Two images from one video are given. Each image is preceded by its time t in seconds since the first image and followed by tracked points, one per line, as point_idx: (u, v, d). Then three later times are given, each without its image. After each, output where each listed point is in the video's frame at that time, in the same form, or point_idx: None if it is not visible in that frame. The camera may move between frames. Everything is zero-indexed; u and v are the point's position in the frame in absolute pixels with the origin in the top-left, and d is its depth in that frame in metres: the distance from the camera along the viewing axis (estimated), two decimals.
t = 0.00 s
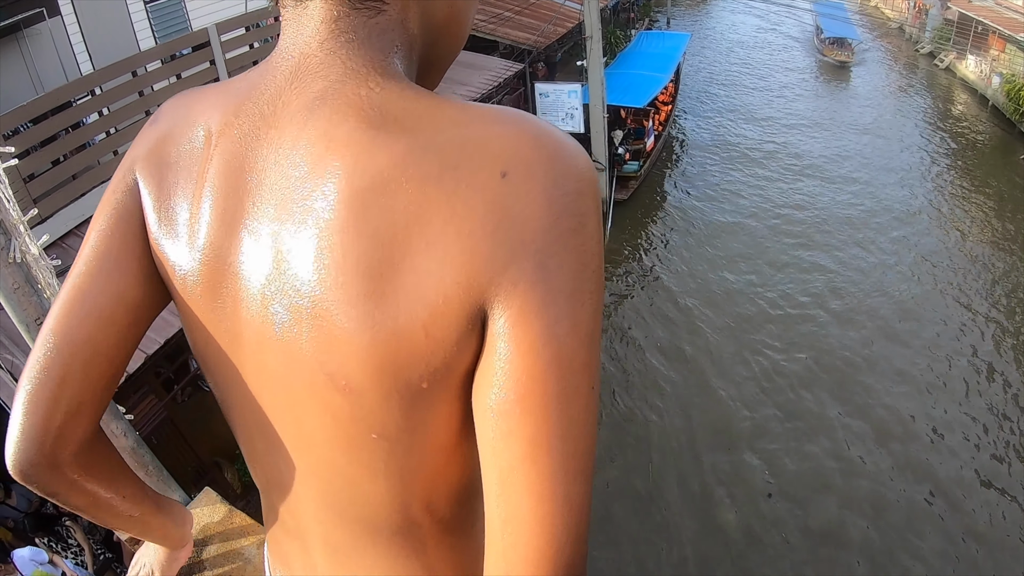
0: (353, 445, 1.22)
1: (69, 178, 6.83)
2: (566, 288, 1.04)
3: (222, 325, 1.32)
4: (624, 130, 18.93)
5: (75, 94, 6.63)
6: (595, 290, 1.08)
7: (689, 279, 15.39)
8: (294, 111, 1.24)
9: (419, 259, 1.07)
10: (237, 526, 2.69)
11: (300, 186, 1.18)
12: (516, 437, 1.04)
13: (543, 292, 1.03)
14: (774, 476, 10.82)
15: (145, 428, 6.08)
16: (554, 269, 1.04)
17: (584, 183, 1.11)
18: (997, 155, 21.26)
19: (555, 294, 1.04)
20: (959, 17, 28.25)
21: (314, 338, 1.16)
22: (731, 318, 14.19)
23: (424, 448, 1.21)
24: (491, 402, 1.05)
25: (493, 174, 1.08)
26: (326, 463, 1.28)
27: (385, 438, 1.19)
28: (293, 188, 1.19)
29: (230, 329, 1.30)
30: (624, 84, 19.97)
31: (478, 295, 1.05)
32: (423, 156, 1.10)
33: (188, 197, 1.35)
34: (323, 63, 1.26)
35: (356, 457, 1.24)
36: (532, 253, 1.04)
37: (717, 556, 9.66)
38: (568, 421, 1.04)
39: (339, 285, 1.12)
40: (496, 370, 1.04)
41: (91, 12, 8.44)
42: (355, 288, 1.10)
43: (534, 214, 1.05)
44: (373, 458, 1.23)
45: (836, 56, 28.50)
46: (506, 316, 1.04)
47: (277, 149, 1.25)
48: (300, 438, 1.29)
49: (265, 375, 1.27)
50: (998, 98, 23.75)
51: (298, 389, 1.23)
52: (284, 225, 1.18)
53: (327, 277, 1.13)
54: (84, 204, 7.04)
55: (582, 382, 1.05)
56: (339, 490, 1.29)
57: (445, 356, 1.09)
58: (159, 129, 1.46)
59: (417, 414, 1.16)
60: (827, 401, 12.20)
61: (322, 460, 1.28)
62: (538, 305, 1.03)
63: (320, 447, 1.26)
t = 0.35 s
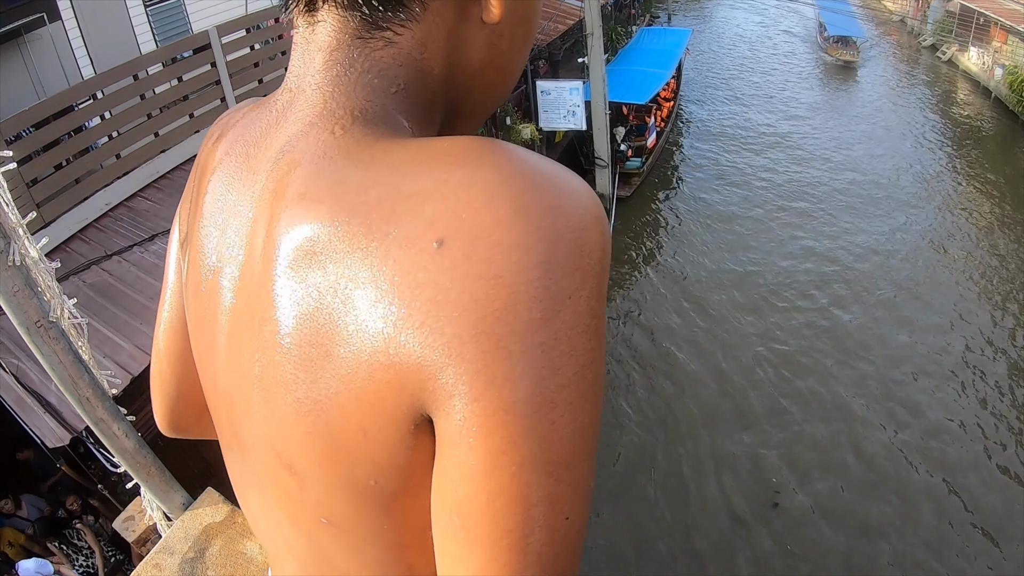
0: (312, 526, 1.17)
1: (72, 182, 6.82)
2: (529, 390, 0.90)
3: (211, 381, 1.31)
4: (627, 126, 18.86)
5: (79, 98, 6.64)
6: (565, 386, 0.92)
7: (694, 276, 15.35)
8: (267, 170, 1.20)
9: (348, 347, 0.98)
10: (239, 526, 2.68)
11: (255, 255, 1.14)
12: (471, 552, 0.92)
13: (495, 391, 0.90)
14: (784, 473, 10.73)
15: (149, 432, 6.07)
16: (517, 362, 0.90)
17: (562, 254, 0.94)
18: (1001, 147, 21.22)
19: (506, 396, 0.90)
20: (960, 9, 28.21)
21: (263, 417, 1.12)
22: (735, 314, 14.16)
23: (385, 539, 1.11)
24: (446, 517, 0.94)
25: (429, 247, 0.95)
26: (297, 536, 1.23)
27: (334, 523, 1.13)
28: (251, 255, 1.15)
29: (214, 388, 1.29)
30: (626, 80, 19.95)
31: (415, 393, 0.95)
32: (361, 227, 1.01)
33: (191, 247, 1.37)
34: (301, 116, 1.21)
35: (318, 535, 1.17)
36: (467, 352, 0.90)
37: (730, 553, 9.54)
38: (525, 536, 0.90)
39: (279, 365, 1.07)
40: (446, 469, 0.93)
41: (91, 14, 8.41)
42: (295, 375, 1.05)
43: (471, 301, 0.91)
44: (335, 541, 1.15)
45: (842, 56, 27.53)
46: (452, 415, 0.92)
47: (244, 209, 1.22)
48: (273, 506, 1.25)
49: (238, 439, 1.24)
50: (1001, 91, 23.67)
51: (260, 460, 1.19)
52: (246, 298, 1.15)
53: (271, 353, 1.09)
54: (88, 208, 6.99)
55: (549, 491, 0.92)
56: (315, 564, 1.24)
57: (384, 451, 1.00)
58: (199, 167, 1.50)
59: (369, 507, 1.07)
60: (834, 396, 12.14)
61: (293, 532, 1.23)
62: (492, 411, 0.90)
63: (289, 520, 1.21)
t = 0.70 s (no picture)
0: (379, 493, 1.18)
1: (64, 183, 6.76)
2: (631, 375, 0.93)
3: (277, 337, 1.31)
4: (621, 127, 18.85)
5: (71, 99, 6.58)
6: (660, 386, 0.95)
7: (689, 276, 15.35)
8: (371, 140, 1.22)
9: (465, 317, 1.00)
10: (227, 535, 2.68)
11: (361, 221, 1.16)
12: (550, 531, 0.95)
13: (609, 373, 0.94)
14: (785, 473, 10.66)
15: (133, 444, 6.00)
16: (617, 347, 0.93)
17: (670, 258, 0.98)
18: (995, 146, 21.28)
19: (616, 381, 0.94)
20: (955, 9, 28.28)
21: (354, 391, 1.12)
22: (731, 314, 14.18)
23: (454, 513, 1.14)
24: (541, 494, 0.97)
25: (555, 236, 0.98)
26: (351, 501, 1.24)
27: (405, 486, 1.13)
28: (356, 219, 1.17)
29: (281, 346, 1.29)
30: (620, 80, 19.95)
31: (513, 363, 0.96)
32: (482, 196, 1.04)
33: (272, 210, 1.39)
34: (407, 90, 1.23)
35: (382, 505, 1.18)
36: (582, 333, 0.94)
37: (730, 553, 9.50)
38: (618, 520, 0.95)
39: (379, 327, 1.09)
40: (549, 448, 0.96)
41: (83, 13, 8.33)
42: (395, 343, 1.05)
43: (591, 290, 0.94)
44: (404, 511, 1.17)
45: (841, 62, 27.02)
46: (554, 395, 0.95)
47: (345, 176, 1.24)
48: (329, 466, 1.25)
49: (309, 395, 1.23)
50: (995, 91, 23.74)
51: (331, 422, 1.19)
52: (345, 259, 1.16)
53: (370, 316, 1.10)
54: (81, 209, 6.92)
55: (638, 484, 0.95)
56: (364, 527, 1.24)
57: (479, 425, 1.01)
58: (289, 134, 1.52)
59: (450, 477, 1.09)
60: (830, 396, 12.15)
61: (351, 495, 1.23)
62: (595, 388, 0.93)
63: (349, 485, 1.22)
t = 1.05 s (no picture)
0: (380, 491, 1.17)
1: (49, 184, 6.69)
2: (649, 341, 1.07)
3: (259, 339, 1.29)
4: (608, 125, 18.87)
5: (55, 99, 6.52)
6: (673, 347, 1.09)
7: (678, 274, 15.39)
8: (378, 144, 1.27)
9: (492, 290, 1.09)
10: (213, 538, 2.65)
11: (371, 221, 1.20)
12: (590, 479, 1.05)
13: (630, 337, 1.07)
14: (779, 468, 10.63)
15: (118, 447, 5.95)
16: (633, 320, 1.07)
17: (667, 247, 1.11)
18: (980, 144, 21.47)
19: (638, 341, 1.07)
20: (940, 9, 28.52)
21: (362, 386, 1.14)
22: (719, 311, 14.24)
23: (459, 503, 1.17)
24: (577, 450, 1.07)
25: (581, 212, 1.11)
26: (340, 507, 1.22)
27: (417, 477, 1.15)
28: (364, 218, 1.20)
29: (266, 349, 1.27)
30: (607, 79, 19.98)
31: (540, 339, 1.07)
32: (501, 196, 1.13)
33: (254, 214, 1.41)
34: (411, 101, 1.30)
35: (380, 503, 1.18)
36: (608, 300, 1.07)
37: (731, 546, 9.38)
38: (653, 473, 1.05)
39: (397, 318, 1.12)
40: (579, 408, 1.07)
41: (67, 12, 8.23)
42: (419, 329, 1.10)
43: (616, 261, 1.08)
44: (406, 508, 1.17)
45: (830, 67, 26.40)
46: (581, 360, 1.07)
47: (349, 179, 1.27)
48: (318, 469, 1.22)
49: (298, 395, 1.22)
50: (980, 88, 23.97)
51: (326, 420, 1.19)
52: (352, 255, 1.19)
53: (387, 308, 1.13)
54: (66, 210, 6.86)
55: (662, 435, 1.07)
56: (354, 531, 1.22)
57: (508, 401, 1.10)
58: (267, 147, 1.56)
59: (465, 461, 1.14)
60: (820, 391, 12.21)
61: (341, 499, 1.21)
62: (618, 353, 1.07)
63: (341, 487, 1.20)
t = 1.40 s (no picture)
0: (419, 404, 1.20)
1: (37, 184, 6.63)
2: (640, 277, 1.22)
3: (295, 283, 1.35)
4: (597, 123, 18.89)
5: (43, 98, 6.45)
6: (653, 286, 1.24)
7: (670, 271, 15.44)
8: (406, 121, 1.39)
9: (513, 226, 1.22)
10: (201, 538, 2.64)
11: (411, 175, 1.31)
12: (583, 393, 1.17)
13: (626, 271, 1.22)
14: (773, 466, 10.66)
15: (107, 451, 5.89)
16: (626, 257, 1.23)
17: (646, 204, 1.29)
18: (969, 142, 21.68)
19: (630, 277, 1.22)
20: (929, 7, 28.79)
21: (399, 314, 1.22)
22: (712, 307, 14.28)
23: (489, 419, 1.22)
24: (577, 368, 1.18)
25: (582, 172, 1.27)
26: (374, 430, 1.22)
27: (460, 385, 1.20)
28: (404, 173, 1.32)
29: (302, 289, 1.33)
30: (598, 77, 19.99)
31: (560, 267, 1.21)
32: (526, 153, 1.27)
33: (278, 193, 1.51)
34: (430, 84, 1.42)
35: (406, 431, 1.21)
36: (608, 239, 1.23)
37: (728, 542, 9.38)
38: (640, 391, 1.18)
39: (440, 250, 1.22)
40: (583, 331, 1.19)
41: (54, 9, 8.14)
42: (451, 258, 1.21)
43: (614, 206, 1.25)
44: (441, 425, 1.20)
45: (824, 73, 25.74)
46: (590, 286, 1.20)
47: (382, 147, 1.38)
48: (352, 395, 1.24)
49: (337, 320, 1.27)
50: (969, 86, 24.15)
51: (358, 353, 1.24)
52: (396, 204, 1.29)
53: (434, 239, 1.23)
54: (54, 210, 6.80)
55: (647, 358, 1.20)
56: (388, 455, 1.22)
57: (534, 322, 1.22)
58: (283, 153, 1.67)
59: (496, 376, 1.21)
60: (812, 387, 12.27)
61: (376, 419, 1.22)
62: (619, 280, 1.21)
63: (378, 407, 1.22)
